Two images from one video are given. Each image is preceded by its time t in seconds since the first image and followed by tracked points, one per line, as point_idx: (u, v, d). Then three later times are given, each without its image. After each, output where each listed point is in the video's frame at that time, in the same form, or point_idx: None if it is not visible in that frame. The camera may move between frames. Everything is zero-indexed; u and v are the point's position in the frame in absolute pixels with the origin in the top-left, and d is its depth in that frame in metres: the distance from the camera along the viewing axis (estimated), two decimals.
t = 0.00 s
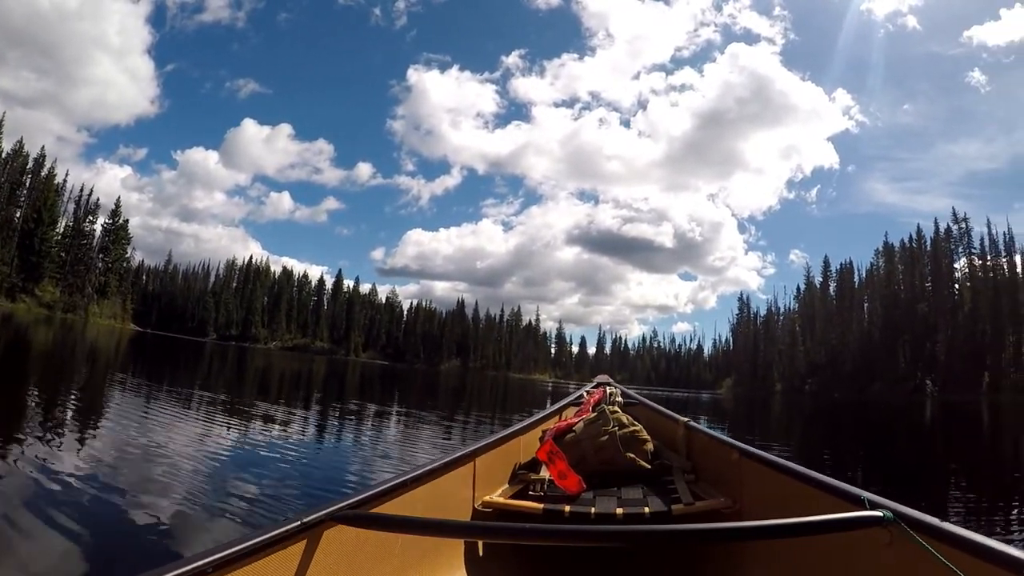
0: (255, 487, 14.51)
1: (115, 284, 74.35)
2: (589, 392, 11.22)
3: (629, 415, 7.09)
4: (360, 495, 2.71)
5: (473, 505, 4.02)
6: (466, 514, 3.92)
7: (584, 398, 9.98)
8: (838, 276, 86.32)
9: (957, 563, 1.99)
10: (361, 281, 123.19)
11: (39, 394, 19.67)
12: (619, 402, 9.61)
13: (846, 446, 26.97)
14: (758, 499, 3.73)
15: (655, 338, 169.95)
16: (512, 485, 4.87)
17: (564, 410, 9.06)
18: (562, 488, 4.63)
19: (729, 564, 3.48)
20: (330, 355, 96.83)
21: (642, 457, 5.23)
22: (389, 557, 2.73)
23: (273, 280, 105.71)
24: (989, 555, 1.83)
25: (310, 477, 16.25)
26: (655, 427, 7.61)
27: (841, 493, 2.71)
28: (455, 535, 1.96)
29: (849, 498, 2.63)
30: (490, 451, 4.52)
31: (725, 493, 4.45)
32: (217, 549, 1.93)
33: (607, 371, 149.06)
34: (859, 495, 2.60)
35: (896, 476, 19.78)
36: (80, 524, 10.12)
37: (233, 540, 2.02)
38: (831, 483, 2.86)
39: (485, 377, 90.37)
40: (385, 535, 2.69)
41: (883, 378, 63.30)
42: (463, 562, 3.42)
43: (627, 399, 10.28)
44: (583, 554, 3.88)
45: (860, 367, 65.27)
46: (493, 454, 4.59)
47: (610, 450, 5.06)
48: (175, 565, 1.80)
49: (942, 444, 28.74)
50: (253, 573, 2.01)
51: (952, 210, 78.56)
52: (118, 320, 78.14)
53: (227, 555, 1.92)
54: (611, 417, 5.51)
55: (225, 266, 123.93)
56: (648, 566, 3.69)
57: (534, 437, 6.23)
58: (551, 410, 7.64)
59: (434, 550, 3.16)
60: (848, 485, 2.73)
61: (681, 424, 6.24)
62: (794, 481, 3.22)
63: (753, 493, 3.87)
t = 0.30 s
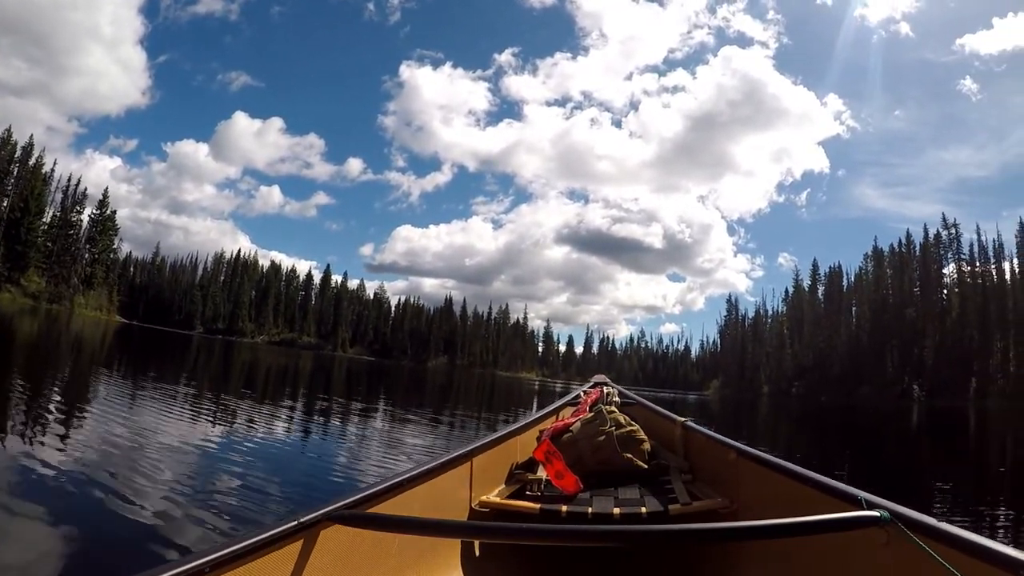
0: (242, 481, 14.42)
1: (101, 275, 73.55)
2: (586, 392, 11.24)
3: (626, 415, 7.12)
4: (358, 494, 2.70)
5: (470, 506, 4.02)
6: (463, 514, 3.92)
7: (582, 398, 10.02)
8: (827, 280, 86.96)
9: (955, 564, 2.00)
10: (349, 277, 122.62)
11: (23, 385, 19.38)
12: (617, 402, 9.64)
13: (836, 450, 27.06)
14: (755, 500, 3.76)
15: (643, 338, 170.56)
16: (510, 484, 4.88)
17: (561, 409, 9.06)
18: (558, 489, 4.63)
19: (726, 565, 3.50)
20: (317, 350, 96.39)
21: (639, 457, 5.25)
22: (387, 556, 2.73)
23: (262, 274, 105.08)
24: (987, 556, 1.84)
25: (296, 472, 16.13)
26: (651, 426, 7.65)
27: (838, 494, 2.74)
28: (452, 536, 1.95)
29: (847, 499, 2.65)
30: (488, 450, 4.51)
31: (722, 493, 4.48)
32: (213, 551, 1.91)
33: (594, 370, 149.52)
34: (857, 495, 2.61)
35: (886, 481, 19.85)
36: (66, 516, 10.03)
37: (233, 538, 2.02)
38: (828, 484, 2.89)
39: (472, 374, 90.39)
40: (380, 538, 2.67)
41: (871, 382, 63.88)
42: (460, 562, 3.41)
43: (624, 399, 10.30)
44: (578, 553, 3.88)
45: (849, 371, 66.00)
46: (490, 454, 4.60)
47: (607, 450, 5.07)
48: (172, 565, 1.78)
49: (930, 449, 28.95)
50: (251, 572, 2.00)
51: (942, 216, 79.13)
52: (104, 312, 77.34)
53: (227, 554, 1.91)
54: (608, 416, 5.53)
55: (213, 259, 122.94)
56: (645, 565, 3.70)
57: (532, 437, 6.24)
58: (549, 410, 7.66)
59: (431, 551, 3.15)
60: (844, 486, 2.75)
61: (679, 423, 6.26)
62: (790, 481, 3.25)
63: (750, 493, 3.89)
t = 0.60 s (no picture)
0: (231, 476, 14.35)
1: (90, 267, 72.96)
2: (577, 392, 11.26)
3: (617, 415, 7.13)
4: (351, 494, 2.70)
5: (461, 505, 4.03)
6: (454, 513, 3.92)
7: (573, 398, 10.03)
8: (818, 284, 87.46)
9: (948, 563, 2.02)
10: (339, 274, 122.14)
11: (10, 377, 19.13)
12: (608, 402, 9.66)
13: (826, 455, 27.22)
14: (747, 499, 3.76)
15: (632, 339, 171.03)
16: (501, 485, 4.88)
17: (552, 409, 9.06)
18: (549, 489, 4.63)
19: (718, 565, 3.50)
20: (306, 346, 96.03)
21: (630, 457, 5.26)
22: (377, 556, 2.71)
23: (252, 269, 104.64)
24: (977, 555, 1.85)
25: (284, 468, 16.04)
26: (643, 426, 7.66)
27: (829, 494, 2.76)
28: (443, 536, 1.95)
29: (837, 499, 2.67)
30: (479, 450, 4.51)
31: (713, 493, 4.50)
32: (203, 551, 1.89)
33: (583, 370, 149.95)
34: (847, 496, 2.64)
35: (876, 487, 19.95)
36: (58, 509, 9.97)
37: (226, 538, 2.01)
38: (819, 484, 2.90)
39: (462, 373, 90.49)
40: (372, 537, 2.67)
41: (862, 386, 64.31)
42: (451, 563, 3.40)
43: (614, 399, 10.30)
44: (570, 554, 3.89)
45: (839, 375, 66.39)
46: (482, 454, 4.58)
47: (598, 451, 5.08)
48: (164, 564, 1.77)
49: (920, 454, 29.20)
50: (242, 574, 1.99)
51: (935, 221, 79.64)
52: (92, 304, 76.81)
53: (217, 555, 1.89)
54: (599, 416, 5.55)
55: (203, 253, 122.23)
56: (639, 565, 3.72)
57: (522, 436, 6.24)
58: (540, 410, 7.67)
59: (422, 549, 3.14)
60: (836, 486, 2.77)
61: (669, 424, 6.29)
62: (781, 481, 3.27)
63: (741, 493, 3.91)
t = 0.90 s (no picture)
0: (223, 470, 14.37)
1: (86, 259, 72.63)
2: (563, 392, 11.30)
3: (604, 415, 7.16)
4: (338, 493, 2.72)
5: (447, 506, 4.05)
6: (441, 513, 3.95)
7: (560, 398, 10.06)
8: (815, 291, 87.68)
9: (931, 563, 2.07)
10: (336, 270, 121.90)
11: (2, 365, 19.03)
12: (594, 402, 9.70)
13: (821, 463, 27.30)
14: (734, 500, 3.79)
15: (627, 343, 171.16)
16: (486, 485, 4.90)
17: (538, 410, 9.10)
18: (535, 489, 4.65)
19: (704, 565, 3.53)
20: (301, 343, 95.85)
21: (617, 457, 5.30)
22: (363, 555, 2.72)
23: (248, 264, 104.34)
24: (965, 556, 1.88)
25: (276, 463, 16.05)
26: (630, 426, 7.69)
27: (815, 495, 2.80)
28: (430, 536, 1.98)
29: (824, 500, 2.71)
30: (466, 450, 4.52)
31: (699, 493, 4.53)
32: (191, 549, 1.90)
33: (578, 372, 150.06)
34: (834, 496, 2.68)
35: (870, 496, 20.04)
36: (48, 499, 9.93)
37: (215, 536, 2.03)
38: (805, 484, 2.94)
39: (457, 372, 90.47)
40: (358, 536, 2.69)
41: (856, 395, 64.53)
42: (437, 562, 3.42)
43: (602, 400, 10.35)
44: (556, 554, 3.91)
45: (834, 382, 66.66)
46: (467, 454, 4.61)
47: (585, 451, 5.12)
48: (151, 562, 1.78)
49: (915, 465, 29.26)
50: (228, 571, 2.01)
51: (935, 231, 79.72)
52: (86, 295, 76.52)
53: (202, 554, 1.90)
54: (586, 417, 5.59)
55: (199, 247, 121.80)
56: (625, 565, 3.76)
57: (509, 436, 6.27)
58: (526, 410, 7.69)
59: (408, 549, 3.16)
60: (822, 487, 2.81)
61: (656, 423, 6.33)
62: (767, 482, 3.31)
63: (727, 493, 3.94)
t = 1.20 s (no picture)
0: (230, 464, 14.48)
1: (96, 252, 73.35)
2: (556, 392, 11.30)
3: (596, 415, 7.16)
4: (329, 492, 2.71)
5: (439, 505, 4.04)
6: (432, 511, 3.95)
7: (553, 398, 10.05)
8: (825, 300, 87.09)
9: (926, 565, 2.04)
10: (345, 269, 122.38)
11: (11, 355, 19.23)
12: (587, 402, 9.69)
13: (826, 473, 27.09)
14: (725, 501, 3.77)
15: (636, 348, 170.73)
16: (478, 484, 4.89)
17: (530, 409, 9.08)
18: (527, 488, 4.63)
19: (695, 567, 3.50)
20: (308, 341, 96.21)
21: (608, 456, 5.27)
22: (353, 554, 2.71)
23: (258, 261, 105.06)
24: (962, 558, 1.85)
25: (282, 459, 16.14)
26: (621, 427, 7.70)
27: (807, 494, 2.78)
28: (422, 537, 1.97)
29: (815, 498, 2.70)
30: (456, 450, 4.50)
31: (689, 492, 4.51)
32: (181, 551, 1.89)
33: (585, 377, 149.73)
34: (826, 495, 2.67)
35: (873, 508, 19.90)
36: (54, 489, 10.02)
37: (206, 536, 2.03)
38: (797, 483, 2.92)
39: (464, 374, 90.60)
40: (347, 536, 2.67)
41: (864, 406, 64.04)
42: (427, 560, 3.40)
43: (593, 400, 10.33)
44: (546, 555, 3.89)
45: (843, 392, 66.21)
46: (458, 453, 4.59)
47: (576, 450, 5.11)
48: (142, 563, 1.78)
49: (925, 478, 28.95)
50: (219, 571, 2.00)
51: (947, 240, 78.97)
52: (96, 288, 77.25)
53: (192, 555, 1.89)
54: (578, 417, 5.59)
55: (210, 243, 122.68)
56: (617, 565, 3.72)
57: (500, 435, 6.25)
58: (518, 410, 7.69)
59: (399, 547, 3.14)
60: (813, 486, 2.80)
61: (648, 424, 6.32)
62: (762, 483, 3.27)
63: (718, 493, 3.93)
